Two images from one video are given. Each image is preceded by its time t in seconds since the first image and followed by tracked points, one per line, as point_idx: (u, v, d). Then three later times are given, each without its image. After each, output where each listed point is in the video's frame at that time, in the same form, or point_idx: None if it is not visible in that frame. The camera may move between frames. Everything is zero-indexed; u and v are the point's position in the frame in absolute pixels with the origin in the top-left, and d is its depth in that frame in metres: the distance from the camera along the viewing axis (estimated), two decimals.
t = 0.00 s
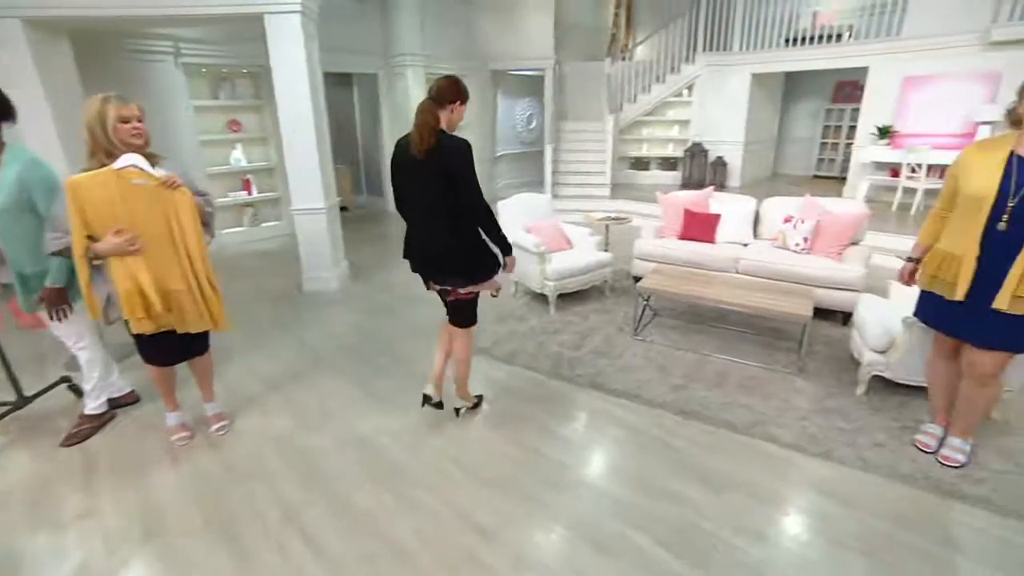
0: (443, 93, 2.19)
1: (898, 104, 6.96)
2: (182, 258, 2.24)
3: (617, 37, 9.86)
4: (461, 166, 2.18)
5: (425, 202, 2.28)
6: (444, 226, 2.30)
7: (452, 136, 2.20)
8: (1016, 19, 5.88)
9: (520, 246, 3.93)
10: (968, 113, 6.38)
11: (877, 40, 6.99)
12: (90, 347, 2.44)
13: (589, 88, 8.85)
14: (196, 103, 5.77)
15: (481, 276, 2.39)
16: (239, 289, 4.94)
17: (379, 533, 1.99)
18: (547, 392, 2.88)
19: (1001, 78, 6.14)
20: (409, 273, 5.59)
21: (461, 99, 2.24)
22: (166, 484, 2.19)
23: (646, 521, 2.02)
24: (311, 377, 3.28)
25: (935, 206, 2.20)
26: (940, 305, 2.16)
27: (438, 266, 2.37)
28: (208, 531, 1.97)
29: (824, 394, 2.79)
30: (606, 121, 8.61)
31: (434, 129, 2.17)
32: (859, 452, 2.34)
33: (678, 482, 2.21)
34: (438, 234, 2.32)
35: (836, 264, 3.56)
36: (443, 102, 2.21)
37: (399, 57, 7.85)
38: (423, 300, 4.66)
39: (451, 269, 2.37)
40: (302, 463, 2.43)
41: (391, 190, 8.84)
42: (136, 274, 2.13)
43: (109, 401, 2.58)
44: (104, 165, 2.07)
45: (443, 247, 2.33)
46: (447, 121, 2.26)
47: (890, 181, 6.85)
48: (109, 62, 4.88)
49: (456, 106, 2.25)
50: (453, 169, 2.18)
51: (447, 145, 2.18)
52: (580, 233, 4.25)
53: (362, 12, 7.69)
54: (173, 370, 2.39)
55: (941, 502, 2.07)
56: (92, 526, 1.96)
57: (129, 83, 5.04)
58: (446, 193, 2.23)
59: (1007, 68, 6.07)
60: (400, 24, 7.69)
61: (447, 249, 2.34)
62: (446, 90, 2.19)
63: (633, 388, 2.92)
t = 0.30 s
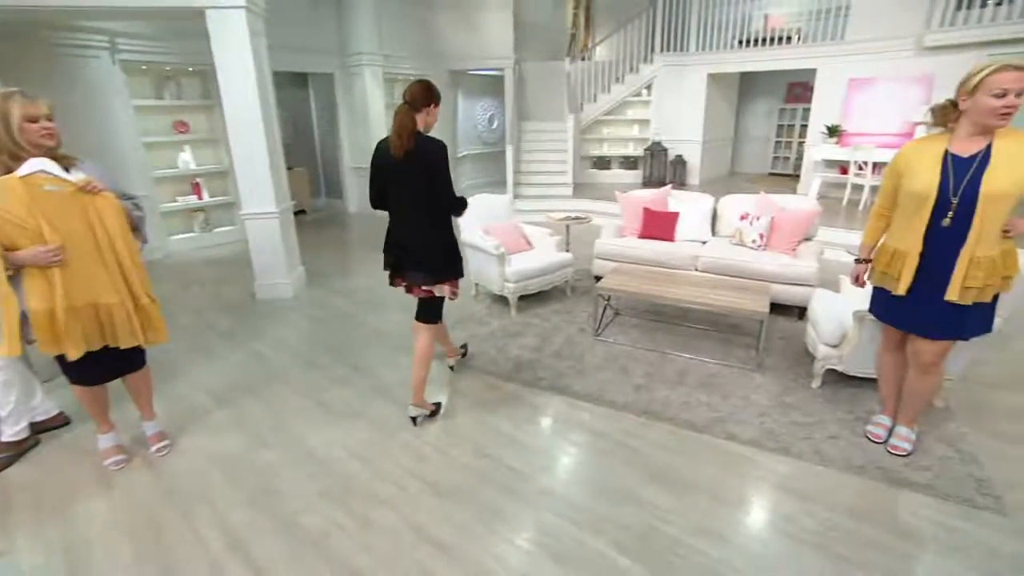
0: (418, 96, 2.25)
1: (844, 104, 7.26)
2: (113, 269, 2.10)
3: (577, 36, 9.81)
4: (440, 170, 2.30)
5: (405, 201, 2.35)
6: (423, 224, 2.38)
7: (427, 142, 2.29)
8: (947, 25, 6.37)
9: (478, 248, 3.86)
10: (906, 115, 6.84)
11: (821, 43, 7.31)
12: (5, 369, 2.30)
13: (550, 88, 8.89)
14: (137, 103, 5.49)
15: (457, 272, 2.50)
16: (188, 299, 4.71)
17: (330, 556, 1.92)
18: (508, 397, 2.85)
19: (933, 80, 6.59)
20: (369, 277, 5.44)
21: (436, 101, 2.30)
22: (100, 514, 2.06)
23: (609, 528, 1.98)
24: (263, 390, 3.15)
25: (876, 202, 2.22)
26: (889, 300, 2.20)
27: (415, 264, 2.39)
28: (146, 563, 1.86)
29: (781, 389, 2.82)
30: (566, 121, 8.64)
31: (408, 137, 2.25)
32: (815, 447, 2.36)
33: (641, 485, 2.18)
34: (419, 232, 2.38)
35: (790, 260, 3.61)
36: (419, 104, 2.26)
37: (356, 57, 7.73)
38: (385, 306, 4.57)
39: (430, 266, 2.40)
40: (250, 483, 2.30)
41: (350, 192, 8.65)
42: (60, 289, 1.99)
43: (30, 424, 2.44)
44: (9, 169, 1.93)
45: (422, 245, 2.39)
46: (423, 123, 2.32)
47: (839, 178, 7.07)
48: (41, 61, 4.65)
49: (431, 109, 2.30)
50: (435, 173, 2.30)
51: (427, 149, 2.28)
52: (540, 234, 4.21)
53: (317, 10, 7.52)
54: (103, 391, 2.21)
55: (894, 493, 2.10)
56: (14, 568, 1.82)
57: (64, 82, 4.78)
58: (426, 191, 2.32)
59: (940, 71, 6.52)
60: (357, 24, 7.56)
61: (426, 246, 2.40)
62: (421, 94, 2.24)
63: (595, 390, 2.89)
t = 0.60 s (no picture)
0: (388, 98, 2.45)
1: (799, 105, 7.45)
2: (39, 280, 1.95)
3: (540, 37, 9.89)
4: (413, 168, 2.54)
5: (384, 199, 2.58)
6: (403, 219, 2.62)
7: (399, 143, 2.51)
8: (889, 30, 6.62)
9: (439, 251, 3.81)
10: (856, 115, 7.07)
11: (776, 45, 7.49)
12: None
13: (514, 88, 8.87)
14: (76, 103, 5.20)
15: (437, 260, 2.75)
16: (135, 309, 4.48)
17: None
18: (469, 404, 2.82)
19: (879, 82, 6.88)
20: (329, 283, 5.29)
21: (407, 101, 2.49)
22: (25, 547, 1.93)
23: (568, 533, 1.96)
24: (213, 403, 3.01)
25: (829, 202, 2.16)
26: (852, 300, 2.17)
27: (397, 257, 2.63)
28: None
29: (741, 386, 2.84)
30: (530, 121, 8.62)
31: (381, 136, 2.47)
32: (774, 443, 2.38)
33: (602, 489, 2.15)
34: (399, 227, 2.61)
35: (749, 259, 3.65)
36: (391, 105, 2.47)
37: (313, 56, 7.54)
38: (345, 311, 4.46)
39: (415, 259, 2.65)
40: (195, 505, 2.18)
41: (311, 195, 8.43)
42: None
43: None
44: None
45: (398, 238, 2.63)
46: (396, 122, 2.53)
47: (795, 176, 7.24)
48: None
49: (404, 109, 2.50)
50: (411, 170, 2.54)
51: (401, 147, 2.51)
52: (501, 236, 4.17)
53: (271, 7, 7.28)
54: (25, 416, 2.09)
55: (850, 486, 2.13)
56: None
57: None
58: (403, 189, 2.56)
59: (885, 74, 6.81)
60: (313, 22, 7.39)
61: (407, 240, 2.64)
62: (392, 96, 2.44)
63: (558, 394, 2.85)
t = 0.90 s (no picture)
0: (374, 96, 2.59)
1: (770, 105, 7.55)
2: None
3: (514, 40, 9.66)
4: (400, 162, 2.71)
5: (370, 196, 2.71)
6: (387, 212, 2.76)
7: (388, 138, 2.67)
8: (854, 33, 6.75)
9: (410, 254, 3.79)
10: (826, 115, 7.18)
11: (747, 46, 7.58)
12: None
13: (489, 90, 8.87)
14: (30, 103, 4.99)
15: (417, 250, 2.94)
16: (96, 317, 4.32)
17: None
18: (440, 410, 2.78)
19: (846, 83, 7.01)
20: (301, 287, 5.19)
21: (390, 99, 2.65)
22: None
23: (538, 540, 1.93)
24: (175, 414, 2.91)
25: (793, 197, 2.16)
26: (820, 297, 2.18)
27: (385, 250, 2.78)
28: None
29: (713, 386, 2.84)
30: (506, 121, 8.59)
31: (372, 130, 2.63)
32: (745, 442, 2.38)
33: (572, 495, 2.12)
34: (386, 222, 2.77)
35: (720, 258, 3.67)
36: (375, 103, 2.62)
37: (284, 56, 7.39)
38: (316, 316, 4.37)
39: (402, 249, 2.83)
40: (149, 524, 2.09)
41: (284, 197, 8.27)
42: None
43: None
44: None
45: (383, 231, 2.79)
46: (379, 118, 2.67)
47: (767, 175, 7.34)
48: None
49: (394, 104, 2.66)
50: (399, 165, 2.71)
51: (386, 144, 2.66)
52: (474, 238, 4.16)
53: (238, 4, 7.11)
54: None
55: (819, 484, 2.13)
56: None
57: None
58: (386, 185, 2.70)
59: (851, 76, 6.95)
60: (282, 21, 7.24)
61: (391, 233, 2.80)
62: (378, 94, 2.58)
63: (530, 398, 2.81)
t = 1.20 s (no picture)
0: (368, 97, 2.69)
1: (755, 105, 7.58)
2: None
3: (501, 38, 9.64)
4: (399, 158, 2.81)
5: (369, 194, 2.82)
6: (386, 210, 2.86)
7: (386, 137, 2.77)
8: (837, 33, 6.80)
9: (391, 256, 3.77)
10: (810, 115, 7.22)
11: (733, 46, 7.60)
12: None
13: (476, 90, 8.84)
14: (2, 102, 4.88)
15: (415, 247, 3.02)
16: (71, 321, 4.24)
17: None
18: (418, 413, 2.75)
19: (829, 84, 7.05)
20: (284, 289, 5.12)
21: (383, 98, 2.73)
22: None
23: (511, 545, 1.90)
24: (149, 419, 2.86)
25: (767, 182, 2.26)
26: (787, 292, 2.23)
27: (383, 247, 2.88)
28: None
29: (694, 387, 2.82)
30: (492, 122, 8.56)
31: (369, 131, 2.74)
32: (724, 443, 2.37)
33: (549, 499, 2.10)
34: (384, 220, 2.87)
35: (702, 259, 3.66)
36: (369, 103, 2.72)
37: (267, 57, 7.31)
38: (298, 319, 4.32)
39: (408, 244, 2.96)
40: (116, 534, 2.03)
41: (268, 199, 8.19)
42: None
43: None
44: None
45: (381, 228, 2.89)
46: (374, 118, 2.78)
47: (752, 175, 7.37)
48: None
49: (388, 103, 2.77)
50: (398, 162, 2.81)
51: (379, 143, 2.74)
52: (457, 239, 4.14)
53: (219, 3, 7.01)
54: None
55: (797, 485, 2.12)
56: None
57: None
58: (383, 185, 2.80)
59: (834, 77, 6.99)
60: (264, 20, 7.17)
61: (389, 230, 2.89)
62: (370, 94, 2.68)
63: (510, 401, 2.78)
